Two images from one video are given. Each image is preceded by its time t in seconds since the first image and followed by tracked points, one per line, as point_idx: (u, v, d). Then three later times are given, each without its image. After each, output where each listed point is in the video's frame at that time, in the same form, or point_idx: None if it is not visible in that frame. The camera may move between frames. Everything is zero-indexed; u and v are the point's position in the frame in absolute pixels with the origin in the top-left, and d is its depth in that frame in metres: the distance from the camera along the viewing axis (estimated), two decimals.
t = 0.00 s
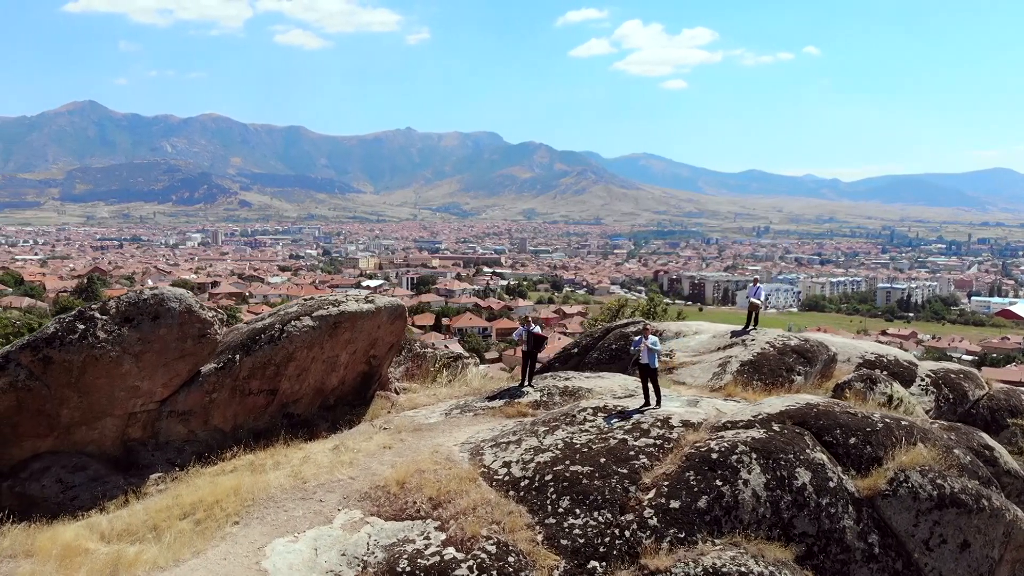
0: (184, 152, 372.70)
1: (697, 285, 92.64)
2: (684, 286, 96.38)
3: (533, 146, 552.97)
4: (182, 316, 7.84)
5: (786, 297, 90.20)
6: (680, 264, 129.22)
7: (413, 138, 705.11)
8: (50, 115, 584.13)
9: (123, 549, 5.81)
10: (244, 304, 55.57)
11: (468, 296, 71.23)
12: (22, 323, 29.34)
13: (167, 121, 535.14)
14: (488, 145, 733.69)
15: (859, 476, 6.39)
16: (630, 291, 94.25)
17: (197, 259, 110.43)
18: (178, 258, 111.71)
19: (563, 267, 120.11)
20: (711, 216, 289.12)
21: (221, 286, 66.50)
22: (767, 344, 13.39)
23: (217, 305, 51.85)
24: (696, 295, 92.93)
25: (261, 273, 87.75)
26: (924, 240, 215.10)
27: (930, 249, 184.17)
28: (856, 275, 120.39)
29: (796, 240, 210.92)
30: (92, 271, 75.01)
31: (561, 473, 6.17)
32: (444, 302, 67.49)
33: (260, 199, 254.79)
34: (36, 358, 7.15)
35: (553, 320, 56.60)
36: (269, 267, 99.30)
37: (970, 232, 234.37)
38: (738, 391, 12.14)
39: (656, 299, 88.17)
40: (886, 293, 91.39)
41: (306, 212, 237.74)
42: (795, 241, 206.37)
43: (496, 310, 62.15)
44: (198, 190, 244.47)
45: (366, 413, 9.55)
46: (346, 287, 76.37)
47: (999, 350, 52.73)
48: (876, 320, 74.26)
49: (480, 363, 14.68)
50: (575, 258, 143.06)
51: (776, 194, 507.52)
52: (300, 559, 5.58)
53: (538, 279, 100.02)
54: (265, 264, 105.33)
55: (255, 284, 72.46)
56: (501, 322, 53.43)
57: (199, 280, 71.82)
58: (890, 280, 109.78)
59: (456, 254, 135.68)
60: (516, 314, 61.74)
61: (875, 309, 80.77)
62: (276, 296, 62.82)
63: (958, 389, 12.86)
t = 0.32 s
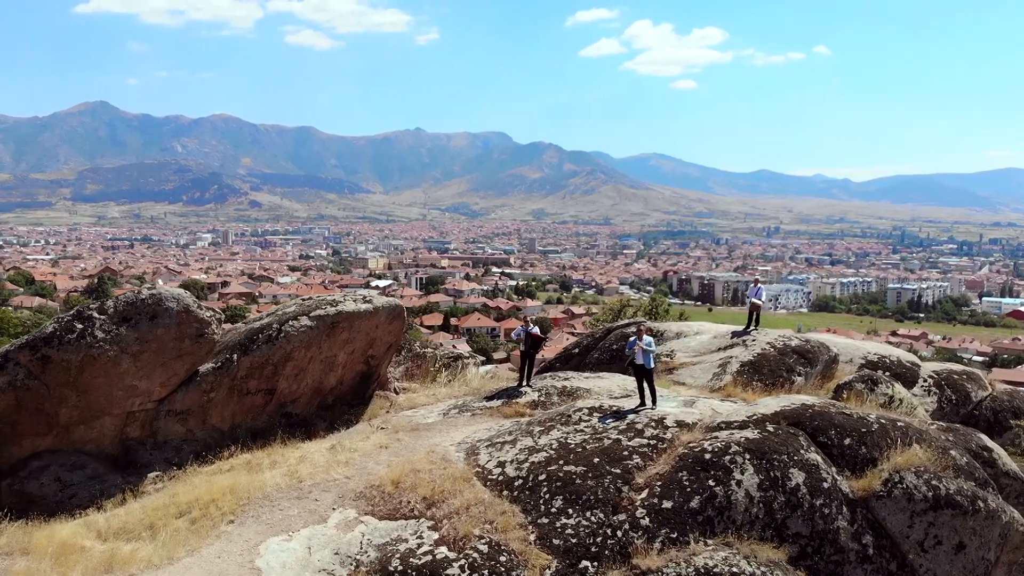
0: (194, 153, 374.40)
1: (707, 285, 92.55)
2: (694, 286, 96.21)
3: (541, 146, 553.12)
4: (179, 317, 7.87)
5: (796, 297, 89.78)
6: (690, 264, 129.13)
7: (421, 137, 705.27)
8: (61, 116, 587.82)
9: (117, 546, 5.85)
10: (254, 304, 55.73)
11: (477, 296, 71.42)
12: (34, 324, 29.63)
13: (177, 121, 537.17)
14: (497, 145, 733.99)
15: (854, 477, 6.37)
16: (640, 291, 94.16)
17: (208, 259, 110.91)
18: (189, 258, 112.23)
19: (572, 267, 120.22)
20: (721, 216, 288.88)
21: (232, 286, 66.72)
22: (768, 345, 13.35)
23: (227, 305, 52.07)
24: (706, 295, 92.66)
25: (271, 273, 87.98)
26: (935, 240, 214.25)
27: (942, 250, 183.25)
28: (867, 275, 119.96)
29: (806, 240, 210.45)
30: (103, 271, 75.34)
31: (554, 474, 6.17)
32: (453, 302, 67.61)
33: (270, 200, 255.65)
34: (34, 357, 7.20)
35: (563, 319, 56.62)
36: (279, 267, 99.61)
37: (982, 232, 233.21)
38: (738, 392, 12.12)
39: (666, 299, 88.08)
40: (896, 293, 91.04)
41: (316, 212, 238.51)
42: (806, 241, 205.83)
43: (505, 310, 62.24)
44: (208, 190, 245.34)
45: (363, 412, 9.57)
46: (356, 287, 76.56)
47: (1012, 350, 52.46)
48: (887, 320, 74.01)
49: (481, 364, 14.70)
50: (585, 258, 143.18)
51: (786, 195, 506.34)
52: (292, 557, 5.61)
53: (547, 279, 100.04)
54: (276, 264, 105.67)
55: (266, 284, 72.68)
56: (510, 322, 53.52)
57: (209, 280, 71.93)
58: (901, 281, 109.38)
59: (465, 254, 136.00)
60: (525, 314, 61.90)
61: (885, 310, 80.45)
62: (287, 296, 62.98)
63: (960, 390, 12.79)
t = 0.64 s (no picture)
0: (205, 153, 375.94)
1: (717, 286, 92.33)
2: (704, 286, 96.06)
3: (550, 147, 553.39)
4: (179, 315, 7.91)
5: (807, 297, 89.42)
6: (701, 264, 129.00)
7: (430, 137, 706.00)
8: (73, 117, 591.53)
9: (112, 546, 5.86)
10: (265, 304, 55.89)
11: (486, 297, 71.51)
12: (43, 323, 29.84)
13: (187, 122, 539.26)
14: (507, 145, 734.79)
15: (850, 478, 6.36)
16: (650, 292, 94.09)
17: (218, 259, 111.35)
18: (200, 258, 112.71)
19: (582, 267, 120.29)
20: (732, 216, 288.59)
21: (243, 286, 66.87)
22: (769, 345, 13.31)
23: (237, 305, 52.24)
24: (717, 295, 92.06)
25: (281, 273, 88.09)
26: (947, 240, 213.36)
27: (954, 250, 182.50)
28: (878, 276, 119.58)
29: (817, 241, 210.01)
30: (114, 271, 75.55)
31: (548, 473, 6.19)
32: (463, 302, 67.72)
33: (281, 200, 256.38)
34: (35, 356, 7.25)
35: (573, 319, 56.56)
36: (289, 267, 99.90)
37: (994, 232, 232.10)
38: (737, 392, 12.10)
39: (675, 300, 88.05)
40: (907, 294, 90.73)
41: (328, 213, 239.28)
42: (817, 241, 205.38)
43: (514, 310, 62.26)
44: (218, 190, 246.08)
45: (364, 412, 9.60)
46: (366, 287, 76.66)
47: None
48: (898, 321, 73.77)
49: (481, 364, 14.75)
50: (595, 259, 143.17)
51: (796, 195, 505.31)
52: (287, 556, 5.63)
53: (557, 279, 100.11)
54: (286, 264, 105.98)
55: (277, 284, 72.83)
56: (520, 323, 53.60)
57: (221, 280, 72.14)
58: (912, 281, 109.04)
59: (476, 254, 136.25)
60: (534, 315, 61.95)
61: (897, 310, 80.02)
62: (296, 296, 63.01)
63: (964, 392, 12.74)
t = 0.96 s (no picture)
0: (219, 154, 377.69)
1: (730, 286, 92.01)
2: (717, 287, 95.81)
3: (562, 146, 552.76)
4: (179, 316, 7.97)
5: (821, 298, 89.04)
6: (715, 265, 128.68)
7: (441, 137, 706.90)
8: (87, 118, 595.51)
9: (111, 544, 5.92)
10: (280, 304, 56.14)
11: (500, 297, 71.70)
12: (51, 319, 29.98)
13: (200, 124, 541.93)
14: (519, 145, 734.90)
15: (847, 481, 6.34)
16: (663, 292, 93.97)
17: (233, 260, 111.96)
18: (215, 258, 113.33)
19: (595, 267, 120.25)
20: (745, 216, 287.70)
21: (258, 286, 67.27)
22: (773, 346, 13.25)
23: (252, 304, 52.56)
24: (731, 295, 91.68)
25: (295, 273, 88.45)
26: (963, 241, 211.78)
27: (970, 250, 181.16)
28: (893, 276, 118.93)
29: (831, 241, 209.06)
30: (130, 271, 75.98)
31: (545, 473, 6.20)
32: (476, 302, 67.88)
33: (295, 200, 257.27)
34: (36, 356, 7.31)
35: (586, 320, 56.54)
36: (303, 267, 100.29)
37: (1011, 233, 230.35)
38: (741, 393, 12.08)
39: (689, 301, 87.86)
40: (923, 295, 90.19)
41: (342, 214, 240.08)
42: (832, 242, 204.36)
43: (527, 310, 62.38)
44: (233, 190, 246.99)
45: (365, 412, 9.62)
46: (379, 287, 76.96)
47: None
48: (914, 322, 73.35)
49: (485, 364, 14.78)
50: (608, 259, 143.16)
51: (809, 194, 502.93)
52: (283, 554, 5.67)
53: (569, 279, 100.11)
54: (300, 264, 106.39)
55: (292, 284, 73.14)
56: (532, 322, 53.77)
57: (236, 280, 72.48)
58: (928, 282, 108.38)
59: (489, 254, 136.42)
60: (548, 315, 62.08)
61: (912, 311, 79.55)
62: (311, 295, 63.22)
63: (972, 394, 12.63)
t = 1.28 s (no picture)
0: (236, 154, 380.04)
1: (746, 286, 91.70)
2: (733, 287, 95.56)
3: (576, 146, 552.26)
4: (182, 314, 8.02)
5: (839, 298, 88.59)
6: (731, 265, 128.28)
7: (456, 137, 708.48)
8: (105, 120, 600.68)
9: (114, 540, 5.99)
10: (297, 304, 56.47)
11: (515, 297, 71.80)
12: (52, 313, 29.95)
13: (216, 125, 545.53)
14: (534, 145, 735.27)
15: (847, 481, 6.31)
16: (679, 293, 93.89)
17: (250, 259, 112.69)
18: (233, 258, 114.08)
19: (611, 267, 120.15)
20: (762, 216, 286.36)
21: (275, 286, 67.66)
22: (779, 346, 13.19)
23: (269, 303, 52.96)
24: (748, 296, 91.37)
25: (311, 273, 88.81)
26: (983, 241, 209.74)
27: (990, 251, 179.35)
28: (912, 277, 118.07)
29: (849, 241, 207.64)
30: (147, 271, 76.46)
31: (544, 473, 6.20)
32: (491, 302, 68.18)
33: (312, 200, 258.61)
34: (41, 355, 7.40)
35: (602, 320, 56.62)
36: (320, 267, 100.83)
37: None
38: (747, 394, 12.04)
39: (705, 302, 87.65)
40: (941, 296, 89.48)
41: (358, 214, 241.03)
42: (850, 242, 203.07)
43: (541, 310, 62.48)
44: (251, 191, 248.62)
45: (369, 411, 9.68)
46: (394, 287, 77.16)
47: None
48: (933, 323, 72.80)
49: (490, 363, 14.78)
50: (624, 259, 142.89)
51: (826, 194, 499.81)
52: (281, 553, 5.70)
53: (584, 279, 100.06)
54: (317, 264, 106.85)
55: (308, 284, 73.49)
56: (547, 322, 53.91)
57: (253, 280, 72.85)
58: (947, 282, 107.46)
59: (505, 254, 136.62)
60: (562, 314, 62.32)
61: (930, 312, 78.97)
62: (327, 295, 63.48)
63: (982, 394, 12.52)
